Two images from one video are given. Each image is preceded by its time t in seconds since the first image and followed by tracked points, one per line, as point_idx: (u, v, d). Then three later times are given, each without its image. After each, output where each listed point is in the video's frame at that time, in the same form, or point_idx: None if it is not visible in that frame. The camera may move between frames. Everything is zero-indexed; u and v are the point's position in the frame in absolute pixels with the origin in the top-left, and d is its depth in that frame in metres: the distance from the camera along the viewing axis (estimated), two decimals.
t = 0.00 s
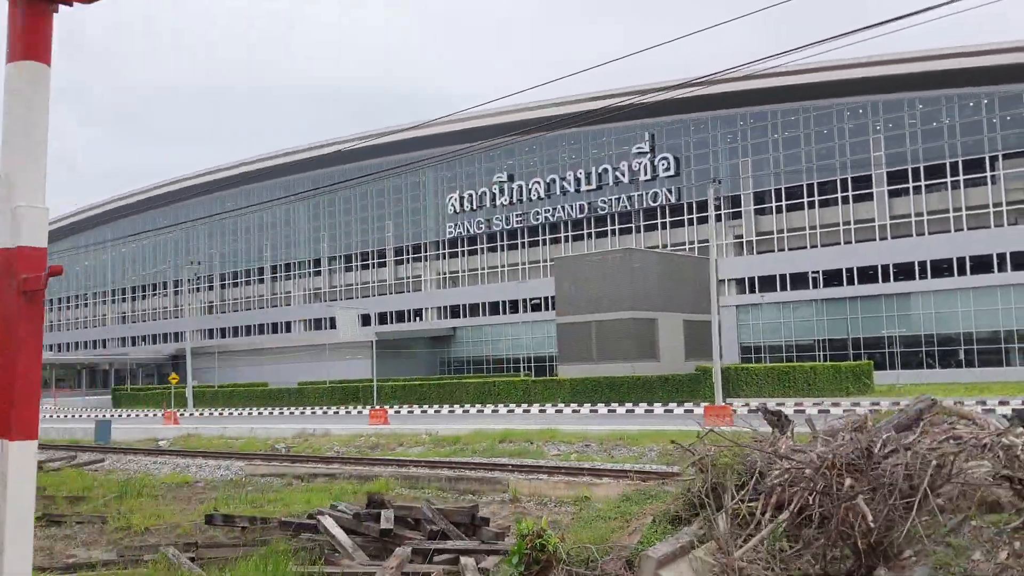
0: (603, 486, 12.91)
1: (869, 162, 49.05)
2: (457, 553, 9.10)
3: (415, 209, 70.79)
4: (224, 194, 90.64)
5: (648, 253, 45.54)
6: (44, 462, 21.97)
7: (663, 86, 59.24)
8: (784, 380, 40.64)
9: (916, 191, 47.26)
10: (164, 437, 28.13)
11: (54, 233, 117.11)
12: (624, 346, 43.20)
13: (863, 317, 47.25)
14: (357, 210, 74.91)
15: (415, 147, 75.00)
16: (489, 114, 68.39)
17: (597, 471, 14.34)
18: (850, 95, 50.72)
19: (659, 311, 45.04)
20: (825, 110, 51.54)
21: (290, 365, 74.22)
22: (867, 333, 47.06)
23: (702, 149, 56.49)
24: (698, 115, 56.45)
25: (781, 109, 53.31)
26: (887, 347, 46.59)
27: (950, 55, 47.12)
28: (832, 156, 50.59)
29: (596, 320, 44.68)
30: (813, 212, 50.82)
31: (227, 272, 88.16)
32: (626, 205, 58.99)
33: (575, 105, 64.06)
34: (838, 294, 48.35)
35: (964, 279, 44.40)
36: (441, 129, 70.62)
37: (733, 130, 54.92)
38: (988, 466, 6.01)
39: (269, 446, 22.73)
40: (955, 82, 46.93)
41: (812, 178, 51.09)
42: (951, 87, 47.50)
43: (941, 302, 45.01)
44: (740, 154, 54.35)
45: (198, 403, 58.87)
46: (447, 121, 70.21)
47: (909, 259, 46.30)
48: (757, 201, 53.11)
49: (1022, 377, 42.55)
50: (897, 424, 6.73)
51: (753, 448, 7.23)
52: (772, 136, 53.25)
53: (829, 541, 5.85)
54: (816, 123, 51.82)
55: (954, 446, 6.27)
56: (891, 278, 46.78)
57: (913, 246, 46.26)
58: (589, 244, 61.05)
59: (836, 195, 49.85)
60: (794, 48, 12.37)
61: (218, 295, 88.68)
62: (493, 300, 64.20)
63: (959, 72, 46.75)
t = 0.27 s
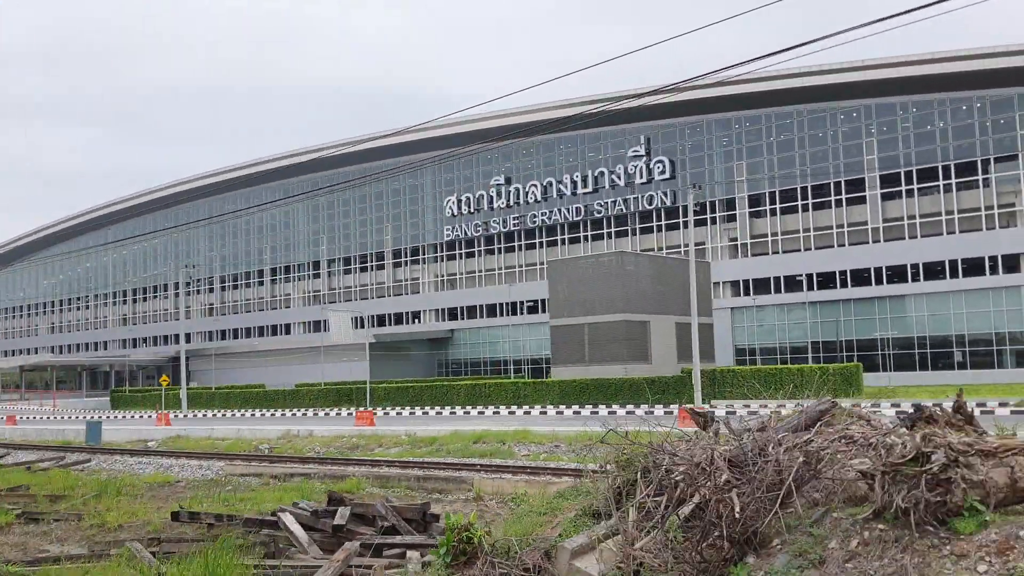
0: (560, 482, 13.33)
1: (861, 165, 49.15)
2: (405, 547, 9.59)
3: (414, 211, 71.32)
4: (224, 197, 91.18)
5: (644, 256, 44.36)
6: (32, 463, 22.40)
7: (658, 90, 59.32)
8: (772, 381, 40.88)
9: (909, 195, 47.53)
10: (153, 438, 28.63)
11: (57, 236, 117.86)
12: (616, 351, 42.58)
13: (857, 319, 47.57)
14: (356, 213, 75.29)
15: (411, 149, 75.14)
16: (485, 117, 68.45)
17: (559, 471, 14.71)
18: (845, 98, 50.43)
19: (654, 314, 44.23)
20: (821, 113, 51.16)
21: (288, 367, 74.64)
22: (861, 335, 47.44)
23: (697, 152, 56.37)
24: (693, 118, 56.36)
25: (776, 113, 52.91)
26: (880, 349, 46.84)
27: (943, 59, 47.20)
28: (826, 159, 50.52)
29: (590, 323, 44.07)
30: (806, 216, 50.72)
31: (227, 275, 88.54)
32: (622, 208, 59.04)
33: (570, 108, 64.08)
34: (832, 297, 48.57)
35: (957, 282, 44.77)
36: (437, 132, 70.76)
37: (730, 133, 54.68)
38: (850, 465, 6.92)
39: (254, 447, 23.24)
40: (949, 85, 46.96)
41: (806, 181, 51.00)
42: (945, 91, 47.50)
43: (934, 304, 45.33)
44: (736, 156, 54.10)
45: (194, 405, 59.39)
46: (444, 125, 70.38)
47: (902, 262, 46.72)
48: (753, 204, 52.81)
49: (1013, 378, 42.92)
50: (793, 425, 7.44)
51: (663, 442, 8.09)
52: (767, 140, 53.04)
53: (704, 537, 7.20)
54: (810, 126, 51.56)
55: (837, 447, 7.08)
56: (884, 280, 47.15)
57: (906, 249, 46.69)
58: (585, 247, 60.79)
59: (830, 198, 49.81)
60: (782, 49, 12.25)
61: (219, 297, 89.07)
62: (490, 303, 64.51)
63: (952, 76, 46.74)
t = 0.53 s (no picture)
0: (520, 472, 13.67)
1: (856, 167, 49.36)
2: (360, 541, 10.04)
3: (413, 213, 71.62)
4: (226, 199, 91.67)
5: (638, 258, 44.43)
6: (26, 463, 22.89)
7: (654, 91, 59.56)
8: (760, 382, 40.89)
9: (904, 196, 47.66)
10: (147, 438, 29.22)
11: (62, 238, 118.57)
12: (611, 351, 42.64)
13: (853, 320, 47.85)
14: (356, 214, 75.60)
15: (411, 151, 75.45)
16: (483, 119, 68.71)
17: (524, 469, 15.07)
18: (839, 101, 50.70)
19: (648, 315, 44.32)
20: (815, 115, 51.55)
21: (288, 368, 75.12)
22: (857, 336, 47.56)
23: (694, 154, 56.43)
24: (690, 119, 56.44)
25: (772, 114, 53.06)
26: (876, 350, 47.01)
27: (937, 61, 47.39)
28: (822, 160, 50.78)
29: (585, 324, 44.12)
30: (802, 217, 51.06)
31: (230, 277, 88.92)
32: (619, 210, 59.14)
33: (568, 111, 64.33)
34: (828, 297, 48.81)
35: (951, 282, 45.04)
36: (436, 134, 71.10)
37: (727, 134, 54.81)
38: (745, 459, 8.02)
39: (243, 447, 23.81)
40: (943, 87, 47.13)
41: (801, 182, 51.27)
42: (939, 93, 47.67)
43: (929, 305, 45.61)
44: (733, 158, 54.26)
45: (193, 406, 59.97)
46: (442, 127, 70.71)
47: (897, 263, 46.97)
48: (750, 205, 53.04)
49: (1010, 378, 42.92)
50: (709, 423, 8.65)
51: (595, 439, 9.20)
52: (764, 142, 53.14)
53: (603, 524, 8.03)
54: (805, 128, 51.97)
55: (740, 442, 8.29)
56: (879, 281, 47.37)
57: (901, 250, 46.87)
58: (584, 248, 60.89)
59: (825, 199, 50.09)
60: (764, 51, 12.61)
61: (222, 299, 89.45)
62: (489, 304, 64.75)
63: (946, 78, 46.88)
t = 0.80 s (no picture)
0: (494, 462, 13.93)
1: (861, 168, 49.47)
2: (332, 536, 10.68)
3: (421, 214, 72.00)
4: (236, 202, 92.21)
5: (641, 259, 44.62)
6: (28, 464, 23.42)
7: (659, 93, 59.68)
8: (759, 382, 40.89)
9: (908, 196, 47.87)
10: (150, 439, 29.85)
11: (76, 241, 119.60)
12: (614, 352, 42.85)
13: (858, 320, 48.08)
14: (364, 215, 76.26)
15: (418, 153, 75.72)
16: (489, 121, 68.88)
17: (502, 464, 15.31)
18: (842, 101, 50.74)
19: (651, 316, 44.52)
20: (820, 115, 51.46)
21: (296, 370, 75.77)
22: (860, 335, 47.89)
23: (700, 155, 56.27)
24: (694, 120, 56.57)
25: (776, 115, 53.23)
26: (881, 349, 47.20)
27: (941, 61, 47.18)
28: (827, 161, 50.88)
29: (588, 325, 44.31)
30: (807, 217, 51.17)
31: (240, 278, 89.32)
32: (625, 211, 59.22)
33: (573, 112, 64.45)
34: (832, 297, 49.18)
35: (955, 282, 45.12)
36: (443, 136, 71.40)
37: (732, 134, 54.89)
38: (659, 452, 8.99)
39: (239, 447, 24.42)
40: (946, 87, 47.03)
41: (806, 183, 51.39)
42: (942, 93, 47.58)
43: (933, 305, 45.72)
44: (738, 158, 54.32)
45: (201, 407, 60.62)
46: (449, 129, 71.01)
47: (901, 263, 47.22)
48: (755, 206, 53.38)
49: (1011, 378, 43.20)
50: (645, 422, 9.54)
51: (542, 441, 10.39)
52: (768, 143, 53.23)
53: (530, 516, 9.20)
54: (811, 128, 51.87)
55: (668, 440, 9.09)
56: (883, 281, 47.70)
57: (905, 250, 47.22)
58: (589, 250, 61.37)
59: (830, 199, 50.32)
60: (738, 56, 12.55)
61: (233, 300, 89.58)
62: (497, 305, 65.24)
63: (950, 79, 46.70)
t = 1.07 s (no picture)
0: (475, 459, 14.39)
1: (871, 169, 49.42)
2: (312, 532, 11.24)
3: (433, 217, 72.55)
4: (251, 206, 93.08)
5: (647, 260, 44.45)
6: (38, 464, 24.09)
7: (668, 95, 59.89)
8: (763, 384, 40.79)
9: (918, 197, 47.81)
10: (158, 440, 30.56)
11: (94, 245, 120.97)
12: (620, 354, 42.84)
13: (868, 321, 48.20)
14: (377, 217, 76.86)
15: (430, 156, 76.22)
16: (500, 124, 69.27)
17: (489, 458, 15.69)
18: (850, 103, 50.78)
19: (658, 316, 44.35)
20: (829, 117, 51.61)
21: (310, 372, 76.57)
22: (870, 336, 48.04)
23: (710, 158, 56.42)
24: (703, 123, 56.79)
25: (785, 117, 53.27)
26: (892, 350, 47.21)
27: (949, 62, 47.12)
28: (836, 162, 50.98)
29: (595, 327, 44.35)
30: (817, 219, 51.22)
31: (256, 281, 90.15)
32: (636, 213, 59.44)
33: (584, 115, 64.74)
34: (842, 299, 49.27)
35: (966, 282, 45.27)
36: (454, 140, 71.90)
37: (742, 136, 54.98)
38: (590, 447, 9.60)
39: (241, 448, 25.09)
40: (954, 89, 46.99)
41: (816, 185, 51.48)
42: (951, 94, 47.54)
43: (944, 305, 45.80)
44: (747, 160, 54.48)
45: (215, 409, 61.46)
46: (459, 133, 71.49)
47: (911, 264, 47.21)
48: (766, 208, 53.43)
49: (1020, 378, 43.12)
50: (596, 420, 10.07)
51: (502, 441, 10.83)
52: (778, 145, 53.39)
53: (469, 512, 10.09)
54: (820, 130, 52.00)
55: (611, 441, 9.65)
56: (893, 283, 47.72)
57: (914, 251, 47.21)
58: (601, 252, 61.61)
59: (841, 201, 50.33)
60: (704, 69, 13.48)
61: (248, 303, 90.50)
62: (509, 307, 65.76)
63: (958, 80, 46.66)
